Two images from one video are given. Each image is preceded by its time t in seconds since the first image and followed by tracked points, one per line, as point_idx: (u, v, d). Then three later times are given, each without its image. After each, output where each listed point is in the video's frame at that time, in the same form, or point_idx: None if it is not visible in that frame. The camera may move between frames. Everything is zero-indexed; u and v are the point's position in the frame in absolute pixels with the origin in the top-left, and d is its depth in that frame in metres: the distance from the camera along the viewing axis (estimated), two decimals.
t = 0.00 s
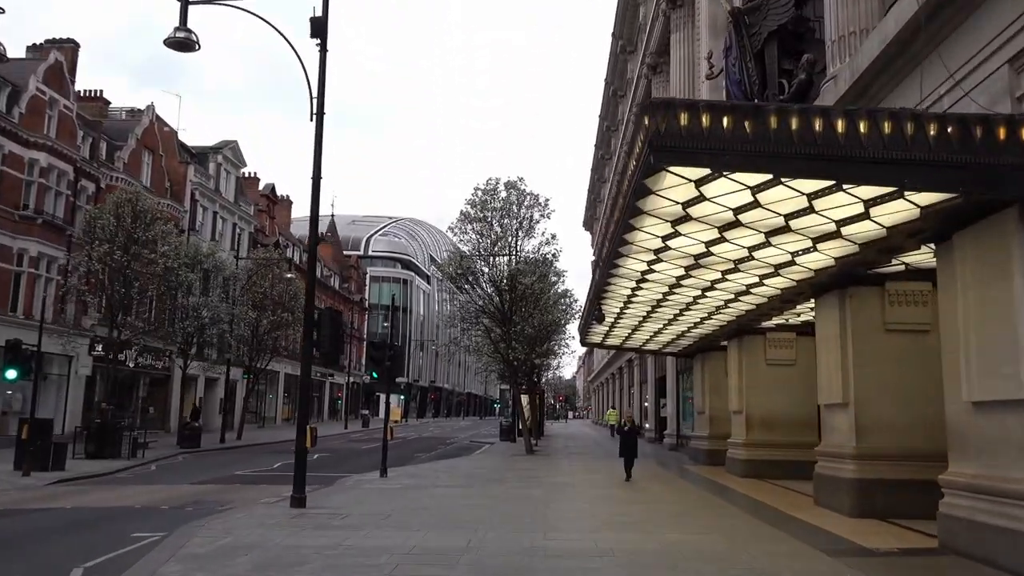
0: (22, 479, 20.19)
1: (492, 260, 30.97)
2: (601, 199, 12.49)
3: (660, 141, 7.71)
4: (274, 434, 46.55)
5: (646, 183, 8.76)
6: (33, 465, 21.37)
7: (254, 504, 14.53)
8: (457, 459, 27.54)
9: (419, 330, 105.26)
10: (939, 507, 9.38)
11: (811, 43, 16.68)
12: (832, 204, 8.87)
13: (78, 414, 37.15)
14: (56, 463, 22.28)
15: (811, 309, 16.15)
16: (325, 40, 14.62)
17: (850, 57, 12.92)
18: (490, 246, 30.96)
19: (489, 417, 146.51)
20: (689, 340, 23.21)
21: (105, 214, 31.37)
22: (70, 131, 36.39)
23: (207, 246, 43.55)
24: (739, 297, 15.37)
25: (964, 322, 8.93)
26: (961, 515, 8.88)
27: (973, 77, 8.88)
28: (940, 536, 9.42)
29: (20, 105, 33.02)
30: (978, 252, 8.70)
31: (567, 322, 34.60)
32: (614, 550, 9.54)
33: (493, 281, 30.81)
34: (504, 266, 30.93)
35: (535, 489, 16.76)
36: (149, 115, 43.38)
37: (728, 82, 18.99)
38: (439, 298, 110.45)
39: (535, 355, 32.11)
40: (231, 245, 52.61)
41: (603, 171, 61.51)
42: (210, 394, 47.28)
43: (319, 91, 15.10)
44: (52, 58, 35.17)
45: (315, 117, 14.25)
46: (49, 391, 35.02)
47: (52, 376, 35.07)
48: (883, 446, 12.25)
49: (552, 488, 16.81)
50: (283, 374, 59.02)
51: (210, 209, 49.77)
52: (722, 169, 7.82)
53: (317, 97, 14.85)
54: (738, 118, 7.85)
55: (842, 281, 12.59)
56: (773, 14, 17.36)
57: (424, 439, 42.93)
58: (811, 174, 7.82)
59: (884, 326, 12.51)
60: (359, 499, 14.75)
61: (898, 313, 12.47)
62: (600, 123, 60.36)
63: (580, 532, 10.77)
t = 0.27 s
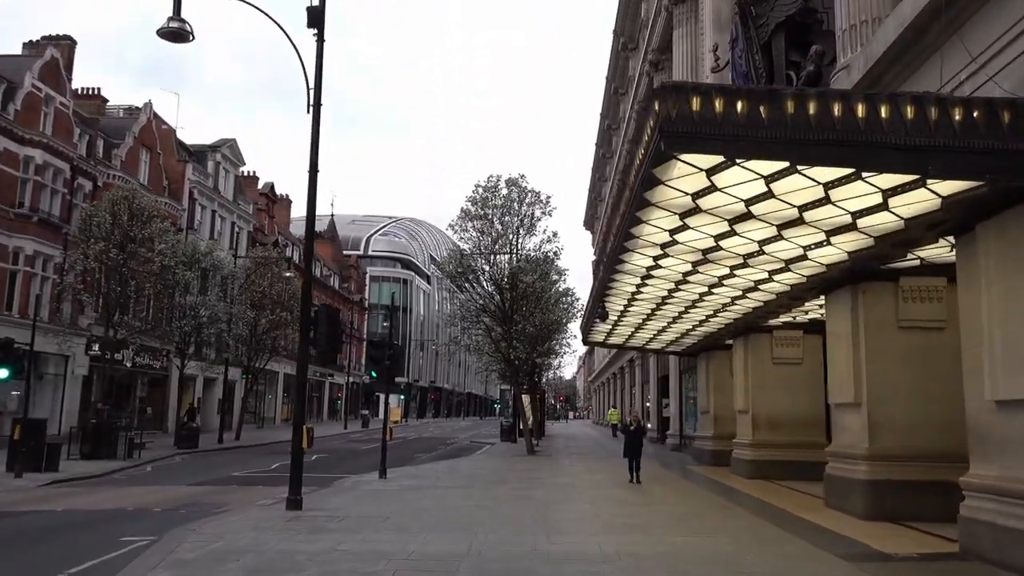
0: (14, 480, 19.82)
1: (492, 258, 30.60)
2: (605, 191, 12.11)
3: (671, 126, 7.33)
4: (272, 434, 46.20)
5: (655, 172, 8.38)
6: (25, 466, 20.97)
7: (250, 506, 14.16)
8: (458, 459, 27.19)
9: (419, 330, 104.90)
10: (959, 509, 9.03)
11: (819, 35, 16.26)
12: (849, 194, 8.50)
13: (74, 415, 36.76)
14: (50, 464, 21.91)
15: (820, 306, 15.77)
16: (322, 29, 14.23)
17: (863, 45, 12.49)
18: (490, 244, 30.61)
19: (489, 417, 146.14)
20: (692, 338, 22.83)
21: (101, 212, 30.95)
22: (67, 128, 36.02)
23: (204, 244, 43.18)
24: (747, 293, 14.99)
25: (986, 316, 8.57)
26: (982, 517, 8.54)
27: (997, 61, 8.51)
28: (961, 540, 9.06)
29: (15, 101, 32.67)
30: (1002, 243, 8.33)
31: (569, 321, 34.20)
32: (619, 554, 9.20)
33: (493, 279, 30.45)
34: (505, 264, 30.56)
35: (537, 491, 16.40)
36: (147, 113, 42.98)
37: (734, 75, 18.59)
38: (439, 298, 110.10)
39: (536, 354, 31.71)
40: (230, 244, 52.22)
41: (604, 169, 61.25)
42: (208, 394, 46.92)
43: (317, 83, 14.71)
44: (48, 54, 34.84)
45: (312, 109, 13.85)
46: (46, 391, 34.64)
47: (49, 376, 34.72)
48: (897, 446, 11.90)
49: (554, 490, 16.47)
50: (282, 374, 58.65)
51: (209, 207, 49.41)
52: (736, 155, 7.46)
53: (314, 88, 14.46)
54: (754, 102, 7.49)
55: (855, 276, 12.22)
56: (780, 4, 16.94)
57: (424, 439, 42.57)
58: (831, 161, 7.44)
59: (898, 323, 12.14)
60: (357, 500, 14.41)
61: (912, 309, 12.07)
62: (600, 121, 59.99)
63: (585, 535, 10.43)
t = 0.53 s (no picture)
0: (5, 485, 19.37)
1: (493, 258, 30.19)
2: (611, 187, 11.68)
3: (686, 114, 6.90)
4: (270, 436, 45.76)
5: (667, 164, 7.95)
6: (16, 470, 20.51)
7: (244, 513, 13.73)
8: (458, 463, 26.75)
9: (420, 331, 104.44)
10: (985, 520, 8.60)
11: (830, 28, 15.84)
12: (872, 187, 8.07)
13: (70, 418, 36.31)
14: (42, 467, 21.47)
15: (831, 307, 15.36)
16: (318, 21, 13.80)
17: (879, 37, 12.05)
18: (491, 244, 30.21)
19: (489, 418, 145.61)
20: (698, 339, 22.40)
21: (96, 211, 30.46)
22: (62, 127, 35.58)
23: (202, 245, 42.74)
24: (757, 293, 14.56)
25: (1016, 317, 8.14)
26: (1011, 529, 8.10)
27: None
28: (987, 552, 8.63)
29: (10, 100, 32.25)
30: None
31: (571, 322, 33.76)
32: (628, 567, 8.75)
33: (494, 279, 30.06)
34: (506, 264, 30.15)
35: (539, 496, 15.95)
36: (144, 112, 42.55)
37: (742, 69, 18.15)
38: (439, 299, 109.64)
39: (538, 355, 31.29)
40: (228, 245, 51.80)
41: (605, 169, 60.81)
42: (206, 396, 46.47)
43: (313, 77, 14.29)
44: (43, 52, 34.43)
45: (308, 103, 13.43)
46: (41, 394, 34.16)
47: (44, 378, 34.26)
48: (915, 452, 11.48)
49: (557, 496, 16.03)
50: (281, 376, 58.18)
51: (207, 207, 48.96)
52: (755, 146, 7.02)
53: (310, 82, 14.03)
54: (774, 89, 7.07)
55: (870, 275, 11.81)
56: None
57: (424, 442, 42.11)
58: (856, 152, 7.01)
59: (915, 323, 11.74)
60: (355, 507, 13.97)
61: (930, 309, 11.67)
62: (602, 121, 59.56)
63: (591, 547, 9.98)
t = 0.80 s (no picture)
0: None
1: (496, 257, 29.78)
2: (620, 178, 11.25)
3: (705, 95, 6.48)
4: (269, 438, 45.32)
5: (684, 150, 7.54)
6: (9, 473, 20.06)
7: (239, 518, 13.31)
8: (460, 464, 26.30)
9: (420, 332, 103.98)
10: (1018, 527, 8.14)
11: (842, 17, 15.43)
12: (900, 174, 7.64)
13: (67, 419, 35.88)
14: (36, 469, 21.02)
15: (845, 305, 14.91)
16: (316, 8, 13.37)
17: (897, 23, 11.66)
18: (493, 243, 29.80)
19: (490, 419, 145.14)
20: (704, 338, 21.97)
21: (92, 209, 30.03)
22: (59, 125, 35.17)
23: (201, 244, 42.32)
24: (768, 290, 14.13)
25: None
26: None
27: None
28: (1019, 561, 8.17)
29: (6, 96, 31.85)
30: None
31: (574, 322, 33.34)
32: None
33: (496, 278, 29.64)
34: (508, 263, 29.74)
35: (543, 500, 15.51)
36: (142, 110, 42.15)
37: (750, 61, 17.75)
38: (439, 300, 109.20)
39: (540, 355, 30.86)
40: (227, 245, 51.40)
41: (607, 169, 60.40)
42: (205, 397, 46.04)
43: (312, 68, 13.87)
44: (40, 49, 34.03)
45: (305, 94, 13.01)
46: (36, 395, 33.72)
47: (40, 379, 33.83)
48: (936, 455, 11.02)
49: (562, 499, 15.59)
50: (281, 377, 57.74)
51: (206, 207, 48.54)
52: (778, 129, 6.60)
53: (307, 72, 13.60)
54: (799, 68, 6.65)
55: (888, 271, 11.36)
56: None
57: (424, 443, 41.66)
58: (886, 136, 6.58)
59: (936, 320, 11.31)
60: (353, 511, 13.55)
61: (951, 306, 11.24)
62: (604, 121, 59.16)
63: (599, 556, 9.53)
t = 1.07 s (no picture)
0: None
1: (497, 255, 29.44)
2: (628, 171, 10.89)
3: (723, 75, 6.14)
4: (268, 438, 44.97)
5: (698, 135, 7.19)
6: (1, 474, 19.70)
7: (234, 520, 12.95)
8: (460, 465, 25.94)
9: (420, 332, 103.64)
10: None
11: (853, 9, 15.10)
12: (925, 162, 7.29)
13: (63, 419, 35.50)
14: (29, 470, 20.64)
15: (856, 302, 14.56)
16: None
17: (913, 11, 11.32)
18: (494, 241, 29.46)
19: (490, 420, 144.75)
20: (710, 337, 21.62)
21: (88, 206, 29.65)
22: (56, 123, 34.79)
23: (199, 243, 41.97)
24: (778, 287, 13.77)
25: None
26: None
27: None
28: None
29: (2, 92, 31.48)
30: None
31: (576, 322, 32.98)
32: None
33: (497, 277, 29.29)
34: (509, 261, 29.40)
35: (546, 502, 15.15)
36: (140, 108, 41.79)
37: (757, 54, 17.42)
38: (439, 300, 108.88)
39: (541, 355, 30.50)
40: (226, 244, 51.02)
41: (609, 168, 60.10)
42: (203, 397, 45.67)
43: (309, 58, 13.49)
44: (37, 45, 33.66)
45: (303, 84, 12.66)
46: (32, 395, 33.35)
47: (35, 378, 33.45)
48: (954, 456, 10.65)
49: (566, 502, 15.23)
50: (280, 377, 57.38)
51: (204, 205, 48.19)
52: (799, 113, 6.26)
53: (305, 63, 13.25)
54: (822, 47, 6.34)
55: (904, 267, 11.02)
56: None
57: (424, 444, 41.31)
58: (914, 121, 6.25)
59: (954, 317, 10.94)
60: (352, 514, 13.21)
61: (971, 301, 10.88)
62: (605, 120, 58.86)
63: (606, 562, 9.16)
